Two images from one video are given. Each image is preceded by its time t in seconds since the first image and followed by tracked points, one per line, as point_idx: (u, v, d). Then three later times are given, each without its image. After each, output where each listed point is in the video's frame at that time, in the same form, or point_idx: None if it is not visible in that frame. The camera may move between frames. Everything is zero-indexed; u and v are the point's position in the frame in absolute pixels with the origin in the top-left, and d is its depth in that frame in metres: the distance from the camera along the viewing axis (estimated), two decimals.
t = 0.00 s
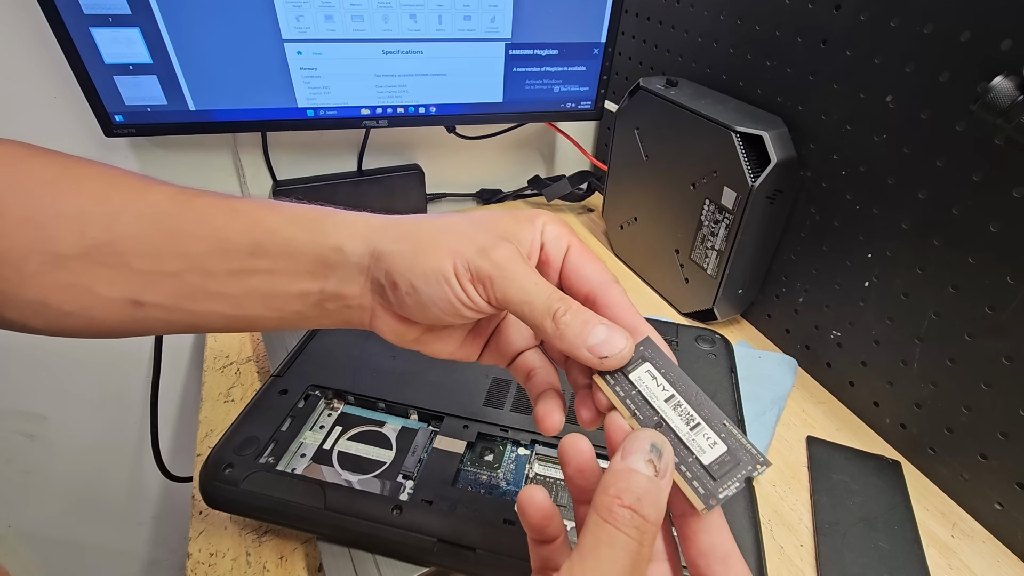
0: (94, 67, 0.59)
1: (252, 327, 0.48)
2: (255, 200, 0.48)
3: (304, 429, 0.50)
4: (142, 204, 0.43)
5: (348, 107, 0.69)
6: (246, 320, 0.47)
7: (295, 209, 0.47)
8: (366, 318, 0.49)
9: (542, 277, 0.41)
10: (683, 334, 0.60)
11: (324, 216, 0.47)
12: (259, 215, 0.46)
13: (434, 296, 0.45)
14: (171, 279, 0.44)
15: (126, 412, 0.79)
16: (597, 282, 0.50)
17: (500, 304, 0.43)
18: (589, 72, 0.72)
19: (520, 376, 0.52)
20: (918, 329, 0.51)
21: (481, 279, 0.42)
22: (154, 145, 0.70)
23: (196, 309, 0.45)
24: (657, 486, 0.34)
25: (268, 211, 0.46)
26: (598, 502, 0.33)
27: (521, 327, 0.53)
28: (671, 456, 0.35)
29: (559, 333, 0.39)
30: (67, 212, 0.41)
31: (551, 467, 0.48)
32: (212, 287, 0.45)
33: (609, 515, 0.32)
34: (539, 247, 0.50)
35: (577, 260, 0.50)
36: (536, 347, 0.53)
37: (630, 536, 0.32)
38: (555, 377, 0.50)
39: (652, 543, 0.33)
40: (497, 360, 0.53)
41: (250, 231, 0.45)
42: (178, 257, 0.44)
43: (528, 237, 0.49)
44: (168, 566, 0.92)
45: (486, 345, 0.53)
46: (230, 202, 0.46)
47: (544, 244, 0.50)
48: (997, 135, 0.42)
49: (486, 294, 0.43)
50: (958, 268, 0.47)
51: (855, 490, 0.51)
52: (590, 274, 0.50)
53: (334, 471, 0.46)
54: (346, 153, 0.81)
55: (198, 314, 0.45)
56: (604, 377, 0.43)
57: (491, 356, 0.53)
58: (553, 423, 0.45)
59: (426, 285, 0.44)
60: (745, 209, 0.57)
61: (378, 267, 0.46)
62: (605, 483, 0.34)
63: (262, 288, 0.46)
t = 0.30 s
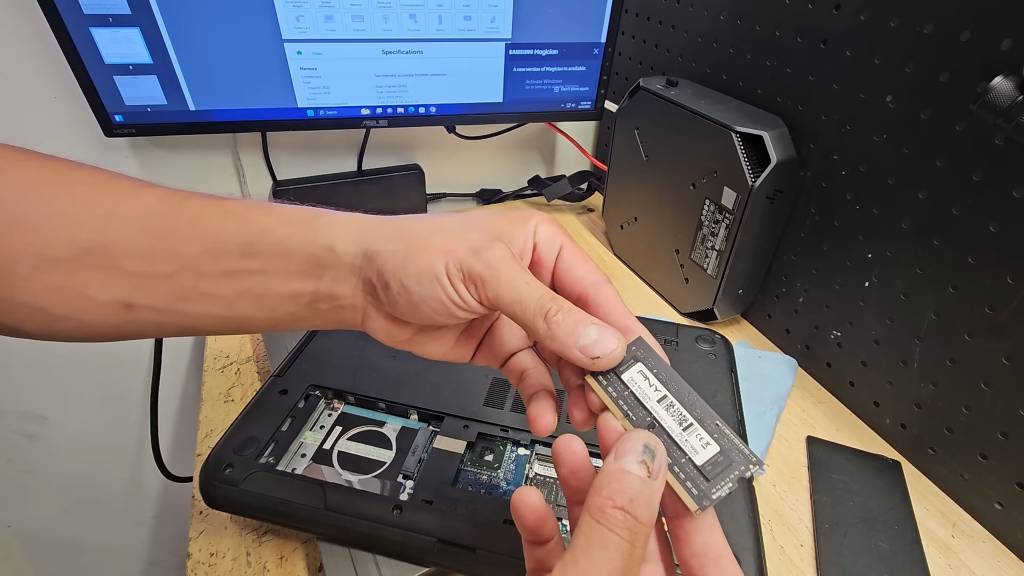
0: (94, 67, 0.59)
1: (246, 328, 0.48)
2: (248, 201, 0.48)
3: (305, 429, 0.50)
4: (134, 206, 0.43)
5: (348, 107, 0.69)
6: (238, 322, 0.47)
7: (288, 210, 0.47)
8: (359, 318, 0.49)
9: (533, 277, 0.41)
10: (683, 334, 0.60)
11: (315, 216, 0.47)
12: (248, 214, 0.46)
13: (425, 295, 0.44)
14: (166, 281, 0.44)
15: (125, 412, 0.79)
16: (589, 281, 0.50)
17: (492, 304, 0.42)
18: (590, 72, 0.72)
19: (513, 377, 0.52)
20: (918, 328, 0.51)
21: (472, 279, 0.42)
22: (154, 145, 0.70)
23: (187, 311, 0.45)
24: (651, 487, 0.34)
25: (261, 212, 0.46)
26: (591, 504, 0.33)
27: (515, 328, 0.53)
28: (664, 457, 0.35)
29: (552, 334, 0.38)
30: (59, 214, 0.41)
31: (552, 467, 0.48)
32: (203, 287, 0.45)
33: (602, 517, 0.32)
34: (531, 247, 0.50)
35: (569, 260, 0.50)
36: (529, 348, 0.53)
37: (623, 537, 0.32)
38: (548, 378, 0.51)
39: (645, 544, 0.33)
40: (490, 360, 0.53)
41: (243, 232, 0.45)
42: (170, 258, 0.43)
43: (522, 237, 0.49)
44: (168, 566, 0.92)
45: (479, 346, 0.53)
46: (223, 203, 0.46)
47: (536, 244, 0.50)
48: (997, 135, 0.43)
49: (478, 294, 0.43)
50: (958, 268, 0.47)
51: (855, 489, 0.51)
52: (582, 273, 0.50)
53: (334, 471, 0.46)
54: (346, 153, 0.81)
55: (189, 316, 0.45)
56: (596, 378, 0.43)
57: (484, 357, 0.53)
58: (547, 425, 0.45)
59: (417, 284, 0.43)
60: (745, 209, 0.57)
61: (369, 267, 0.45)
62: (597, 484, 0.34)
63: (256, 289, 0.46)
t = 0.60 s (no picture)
0: (95, 67, 0.59)
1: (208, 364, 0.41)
2: (216, 228, 0.40)
3: (305, 429, 0.50)
4: (97, 225, 0.37)
5: (348, 107, 0.69)
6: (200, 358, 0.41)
7: (240, 239, 0.40)
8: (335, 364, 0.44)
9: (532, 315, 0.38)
10: (683, 334, 0.60)
11: (281, 254, 0.40)
12: (211, 243, 0.39)
13: (415, 345, 0.40)
14: (129, 310, 0.38)
15: (125, 412, 0.78)
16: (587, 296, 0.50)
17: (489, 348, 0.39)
18: (590, 72, 0.72)
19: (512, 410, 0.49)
20: (918, 328, 0.51)
21: (468, 326, 0.39)
22: (154, 146, 0.70)
23: (150, 343, 0.39)
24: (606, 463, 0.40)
25: (227, 242, 0.39)
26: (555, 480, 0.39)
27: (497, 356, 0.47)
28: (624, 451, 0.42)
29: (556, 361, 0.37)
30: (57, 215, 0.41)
31: (552, 467, 0.48)
32: (168, 321, 0.39)
33: (557, 482, 0.38)
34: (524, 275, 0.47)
35: (567, 281, 0.50)
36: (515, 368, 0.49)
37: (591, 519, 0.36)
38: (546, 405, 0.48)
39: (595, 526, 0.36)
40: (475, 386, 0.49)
41: (205, 267, 0.38)
42: (133, 288, 0.38)
43: (511, 266, 0.45)
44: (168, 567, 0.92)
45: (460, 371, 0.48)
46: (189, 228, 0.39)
47: (530, 273, 0.47)
48: (997, 135, 0.43)
49: (474, 341, 0.40)
50: (957, 268, 0.47)
51: (855, 490, 0.51)
52: (584, 290, 0.50)
53: (334, 471, 0.46)
54: (346, 153, 0.81)
55: (153, 350, 0.40)
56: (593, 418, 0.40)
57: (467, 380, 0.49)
58: (564, 446, 0.46)
59: (405, 335, 0.40)
60: (745, 209, 0.57)
61: (347, 316, 0.40)
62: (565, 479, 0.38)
63: (222, 328, 0.39)
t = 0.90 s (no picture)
0: (94, 67, 0.59)
1: (171, 392, 0.43)
2: (206, 258, 0.46)
3: (305, 430, 0.50)
4: (97, 251, 0.41)
5: (348, 107, 0.69)
6: (166, 384, 0.43)
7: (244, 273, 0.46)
8: (299, 394, 0.46)
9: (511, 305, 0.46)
10: (683, 334, 0.60)
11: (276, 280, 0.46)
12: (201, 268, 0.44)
13: (385, 334, 0.43)
14: (104, 328, 0.40)
15: (125, 412, 0.79)
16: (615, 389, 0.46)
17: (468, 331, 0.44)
18: (590, 72, 0.72)
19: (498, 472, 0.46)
20: (918, 328, 0.51)
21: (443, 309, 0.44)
22: (154, 145, 0.70)
23: (118, 365, 0.41)
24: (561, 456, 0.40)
25: (218, 268, 0.45)
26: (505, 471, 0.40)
27: (484, 432, 0.49)
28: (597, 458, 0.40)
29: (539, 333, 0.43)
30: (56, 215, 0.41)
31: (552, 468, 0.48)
32: (141, 341, 0.41)
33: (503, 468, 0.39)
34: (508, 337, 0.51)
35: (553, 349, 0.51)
36: (499, 451, 0.48)
37: (600, 503, 0.34)
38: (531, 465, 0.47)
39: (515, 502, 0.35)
40: (457, 465, 0.47)
41: (190, 287, 0.43)
42: (111, 306, 0.40)
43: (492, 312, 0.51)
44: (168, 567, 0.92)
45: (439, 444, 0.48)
46: (182, 256, 0.45)
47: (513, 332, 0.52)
48: (997, 135, 0.43)
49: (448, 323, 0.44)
50: (957, 268, 0.47)
51: (856, 490, 0.51)
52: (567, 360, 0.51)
53: (333, 471, 0.46)
54: (346, 153, 0.81)
55: (119, 370, 0.41)
56: (538, 406, 0.43)
57: (447, 458, 0.47)
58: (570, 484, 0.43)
59: (378, 320, 0.44)
60: (745, 209, 0.57)
61: (322, 322, 0.45)
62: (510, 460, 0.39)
63: (191, 348, 0.42)
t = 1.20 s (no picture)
0: (94, 67, 0.59)
1: (191, 382, 0.45)
2: (226, 252, 0.47)
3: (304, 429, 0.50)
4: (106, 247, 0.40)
5: (348, 107, 0.69)
6: (186, 375, 0.44)
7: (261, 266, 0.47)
8: (315, 382, 0.47)
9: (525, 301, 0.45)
10: (683, 334, 0.60)
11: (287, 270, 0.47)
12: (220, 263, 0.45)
13: (395, 332, 0.44)
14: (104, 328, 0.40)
15: (125, 412, 0.79)
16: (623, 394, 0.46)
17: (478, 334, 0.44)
18: (589, 72, 0.72)
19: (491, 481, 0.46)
20: (918, 328, 0.51)
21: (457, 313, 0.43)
22: (153, 145, 0.70)
23: (138, 358, 0.42)
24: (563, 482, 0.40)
25: (236, 262, 0.46)
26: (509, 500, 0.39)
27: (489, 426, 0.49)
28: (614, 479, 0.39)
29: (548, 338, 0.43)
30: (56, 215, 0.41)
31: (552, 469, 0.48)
32: (160, 335, 0.42)
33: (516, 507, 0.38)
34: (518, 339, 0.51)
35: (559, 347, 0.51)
36: (504, 446, 0.48)
37: (630, 557, 0.33)
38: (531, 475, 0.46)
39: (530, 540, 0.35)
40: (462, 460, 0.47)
41: (212, 282, 0.44)
42: (132, 300, 0.41)
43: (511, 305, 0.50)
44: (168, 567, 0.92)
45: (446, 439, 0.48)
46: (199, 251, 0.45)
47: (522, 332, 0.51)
48: (997, 135, 0.43)
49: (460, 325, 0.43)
50: (957, 268, 0.47)
51: (856, 490, 0.51)
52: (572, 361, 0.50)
53: (333, 471, 0.46)
54: (346, 153, 0.81)
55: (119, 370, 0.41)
56: (536, 417, 0.44)
57: (452, 452, 0.47)
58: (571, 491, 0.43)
59: (389, 319, 0.44)
60: (745, 209, 0.57)
61: (337, 316, 0.45)
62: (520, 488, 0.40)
63: (213, 339, 0.44)
